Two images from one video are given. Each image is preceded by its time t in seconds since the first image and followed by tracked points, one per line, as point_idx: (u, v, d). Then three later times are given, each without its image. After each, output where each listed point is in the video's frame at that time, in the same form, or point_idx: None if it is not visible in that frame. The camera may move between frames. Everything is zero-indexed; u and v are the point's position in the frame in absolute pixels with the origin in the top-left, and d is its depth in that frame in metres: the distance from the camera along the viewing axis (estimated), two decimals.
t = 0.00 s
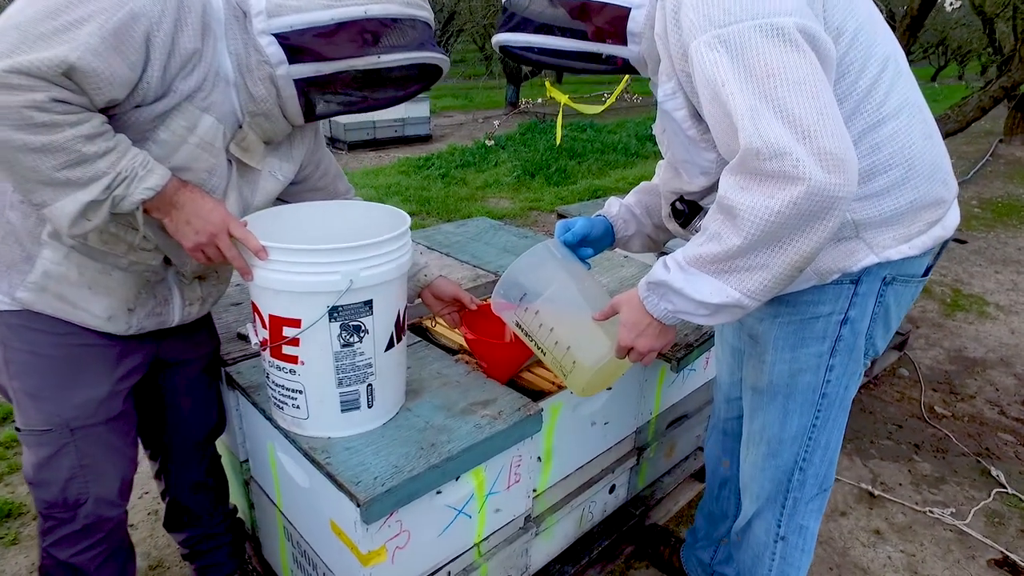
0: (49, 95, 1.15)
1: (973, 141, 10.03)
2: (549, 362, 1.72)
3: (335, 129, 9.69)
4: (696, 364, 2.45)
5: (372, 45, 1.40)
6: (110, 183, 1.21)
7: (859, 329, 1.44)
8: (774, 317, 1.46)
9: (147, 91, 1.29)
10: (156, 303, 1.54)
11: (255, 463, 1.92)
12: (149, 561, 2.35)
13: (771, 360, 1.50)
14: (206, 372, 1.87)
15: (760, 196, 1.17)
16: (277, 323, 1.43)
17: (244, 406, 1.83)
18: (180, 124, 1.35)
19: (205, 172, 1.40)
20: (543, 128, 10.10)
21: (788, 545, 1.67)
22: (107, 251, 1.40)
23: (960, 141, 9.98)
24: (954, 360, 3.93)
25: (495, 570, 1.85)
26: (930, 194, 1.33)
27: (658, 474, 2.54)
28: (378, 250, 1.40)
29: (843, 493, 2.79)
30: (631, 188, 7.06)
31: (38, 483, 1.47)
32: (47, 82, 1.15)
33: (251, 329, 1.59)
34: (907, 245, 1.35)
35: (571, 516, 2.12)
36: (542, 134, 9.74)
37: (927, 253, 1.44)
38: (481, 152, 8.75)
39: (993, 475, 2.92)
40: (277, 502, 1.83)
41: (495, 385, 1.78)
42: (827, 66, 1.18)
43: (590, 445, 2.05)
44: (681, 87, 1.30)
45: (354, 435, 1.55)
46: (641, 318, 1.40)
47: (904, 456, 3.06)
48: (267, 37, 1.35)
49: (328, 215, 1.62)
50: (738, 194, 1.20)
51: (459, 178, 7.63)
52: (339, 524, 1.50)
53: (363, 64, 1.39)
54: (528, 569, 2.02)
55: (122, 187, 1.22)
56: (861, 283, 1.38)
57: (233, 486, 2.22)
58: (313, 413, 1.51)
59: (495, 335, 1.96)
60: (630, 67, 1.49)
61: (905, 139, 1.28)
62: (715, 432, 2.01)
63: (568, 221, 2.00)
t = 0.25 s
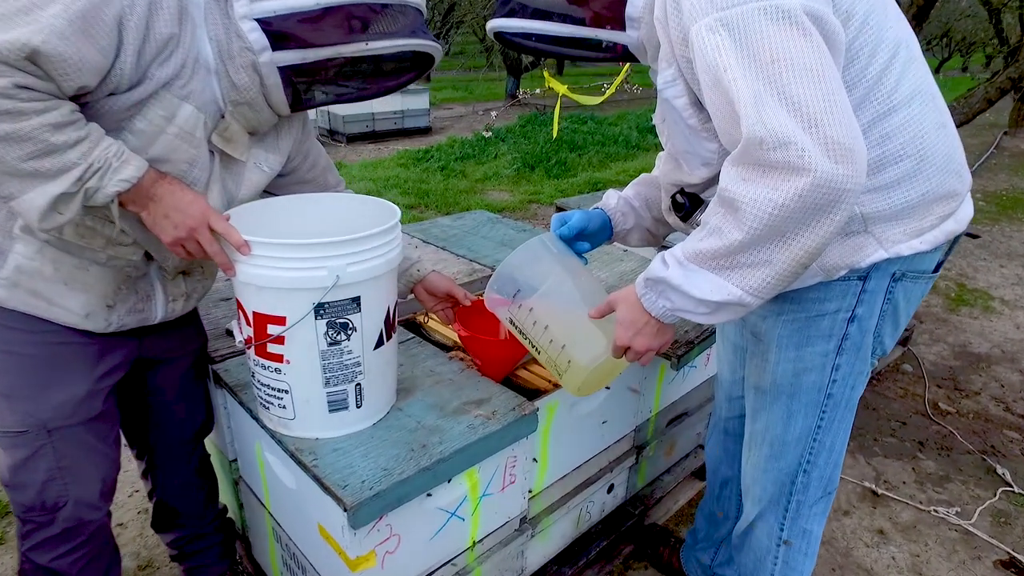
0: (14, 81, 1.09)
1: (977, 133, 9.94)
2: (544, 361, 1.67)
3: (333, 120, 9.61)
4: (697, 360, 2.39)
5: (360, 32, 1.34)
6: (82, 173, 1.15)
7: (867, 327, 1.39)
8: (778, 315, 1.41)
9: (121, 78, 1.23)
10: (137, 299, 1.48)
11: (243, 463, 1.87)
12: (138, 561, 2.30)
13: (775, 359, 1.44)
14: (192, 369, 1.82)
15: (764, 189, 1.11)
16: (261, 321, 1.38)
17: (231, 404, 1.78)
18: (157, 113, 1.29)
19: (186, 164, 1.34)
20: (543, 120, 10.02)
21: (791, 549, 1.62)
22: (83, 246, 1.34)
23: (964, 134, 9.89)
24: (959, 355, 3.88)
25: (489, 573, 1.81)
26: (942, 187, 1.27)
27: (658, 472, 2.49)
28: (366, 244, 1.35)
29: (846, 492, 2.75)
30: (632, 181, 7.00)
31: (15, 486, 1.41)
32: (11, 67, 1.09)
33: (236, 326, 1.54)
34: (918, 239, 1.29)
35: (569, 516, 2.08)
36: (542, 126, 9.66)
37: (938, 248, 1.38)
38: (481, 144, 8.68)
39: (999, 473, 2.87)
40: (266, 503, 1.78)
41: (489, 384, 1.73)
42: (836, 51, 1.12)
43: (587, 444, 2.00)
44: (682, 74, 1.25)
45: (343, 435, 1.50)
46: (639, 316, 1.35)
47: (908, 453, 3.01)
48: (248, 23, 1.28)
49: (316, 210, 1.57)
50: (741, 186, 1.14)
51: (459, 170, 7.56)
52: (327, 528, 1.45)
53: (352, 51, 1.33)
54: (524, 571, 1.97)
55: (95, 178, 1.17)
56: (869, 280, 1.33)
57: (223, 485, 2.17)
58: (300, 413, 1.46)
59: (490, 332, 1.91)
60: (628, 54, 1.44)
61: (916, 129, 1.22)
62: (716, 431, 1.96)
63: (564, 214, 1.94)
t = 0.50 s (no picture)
0: None
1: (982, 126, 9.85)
2: (541, 359, 1.62)
3: (332, 112, 9.53)
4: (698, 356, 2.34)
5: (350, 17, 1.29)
6: (54, 163, 1.10)
7: (876, 324, 1.34)
8: (784, 312, 1.36)
9: (95, 63, 1.17)
10: (119, 295, 1.43)
11: (233, 462, 1.83)
12: (129, 561, 2.26)
13: (780, 358, 1.39)
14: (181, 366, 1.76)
15: (770, 180, 1.06)
16: (247, 317, 1.33)
17: (219, 403, 1.73)
18: (135, 100, 1.24)
19: (167, 154, 1.29)
20: (544, 112, 9.94)
21: (795, 552, 1.58)
22: (59, 239, 1.29)
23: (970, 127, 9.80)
24: (964, 351, 3.82)
25: None
26: (958, 178, 1.21)
27: (658, 471, 2.44)
28: (354, 238, 1.29)
29: (849, 490, 2.70)
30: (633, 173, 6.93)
31: None
32: None
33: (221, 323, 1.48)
34: (932, 233, 1.23)
35: (567, 516, 2.03)
36: (543, 118, 9.58)
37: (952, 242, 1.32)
38: (481, 137, 8.61)
39: (1005, 471, 2.82)
40: (256, 504, 1.74)
41: (485, 382, 1.68)
42: (846, 34, 1.06)
43: (586, 443, 1.95)
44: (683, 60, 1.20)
45: (332, 435, 1.45)
46: (639, 315, 1.30)
47: (912, 451, 2.96)
48: (231, 7, 1.24)
49: (305, 203, 1.52)
50: (745, 177, 1.08)
51: (459, 163, 7.50)
52: (316, 532, 1.41)
53: (341, 36, 1.27)
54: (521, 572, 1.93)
55: (67, 168, 1.12)
56: (879, 275, 1.28)
57: (214, 483, 2.12)
58: (288, 413, 1.41)
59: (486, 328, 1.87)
60: (627, 40, 1.38)
61: (930, 117, 1.16)
62: (718, 430, 1.91)
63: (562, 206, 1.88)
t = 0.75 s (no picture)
0: None
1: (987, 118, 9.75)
2: (540, 356, 1.57)
3: (332, 103, 9.46)
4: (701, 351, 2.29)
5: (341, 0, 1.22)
6: (26, 151, 1.05)
7: (888, 321, 1.28)
8: (792, 307, 1.31)
9: (69, 47, 1.12)
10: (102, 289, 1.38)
11: (224, 460, 1.78)
12: (121, 560, 2.22)
13: (788, 355, 1.35)
14: (171, 363, 1.71)
15: (780, 169, 1.00)
16: (233, 313, 1.28)
17: (209, 400, 1.68)
18: (113, 86, 1.18)
19: (149, 143, 1.24)
20: (545, 104, 9.85)
21: (801, 554, 1.54)
22: (38, 232, 1.24)
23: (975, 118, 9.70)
24: (970, 345, 3.77)
25: None
26: (977, 167, 1.16)
27: (660, 468, 2.40)
28: (345, 230, 1.24)
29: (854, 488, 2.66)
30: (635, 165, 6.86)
31: None
32: None
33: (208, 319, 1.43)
34: (948, 226, 1.18)
35: (567, 515, 1.99)
36: (544, 109, 9.50)
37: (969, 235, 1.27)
38: (482, 128, 8.54)
39: (1013, 469, 2.77)
40: (247, 503, 1.69)
41: (482, 379, 1.63)
42: (862, 15, 1.00)
43: (586, 441, 1.90)
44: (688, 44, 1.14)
45: (324, 435, 1.41)
46: (642, 310, 1.24)
47: (918, 447, 2.91)
48: None
49: (296, 195, 1.46)
50: (753, 166, 1.03)
51: (459, 154, 7.44)
52: (307, 534, 1.36)
53: (331, 21, 1.20)
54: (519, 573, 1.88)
55: (41, 157, 1.07)
56: (892, 270, 1.22)
57: (206, 481, 2.08)
58: (278, 412, 1.36)
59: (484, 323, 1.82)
60: (629, 24, 1.32)
61: (949, 103, 1.11)
62: (722, 428, 1.86)
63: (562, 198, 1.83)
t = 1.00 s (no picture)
0: None
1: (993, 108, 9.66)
2: (540, 352, 1.52)
3: (332, 93, 9.38)
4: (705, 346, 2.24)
5: None
6: None
7: (902, 318, 1.23)
8: (802, 303, 1.26)
9: (45, 30, 1.07)
10: (85, 283, 1.33)
11: (217, 458, 1.74)
12: (114, 557, 2.19)
13: (797, 353, 1.30)
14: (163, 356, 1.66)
15: (793, 157, 0.95)
16: (221, 308, 1.23)
17: (200, 396, 1.64)
18: (92, 71, 1.13)
19: (132, 131, 1.19)
20: (546, 94, 9.76)
21: (809, 557, 1.50)
22: (16, 224, 1.19)
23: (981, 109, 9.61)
24: (977, 339, 3.72)
25: None
26: (999, 157, 1.10)
27: (662, 465, 2.35)
28: (336, 223, 1.19)
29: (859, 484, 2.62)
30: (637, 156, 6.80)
31: None
32: None
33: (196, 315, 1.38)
34: (969, 218, 1.12)
35: (567, 514, 1.95)
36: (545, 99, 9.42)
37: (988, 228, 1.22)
38: (483, 118, 8.47)
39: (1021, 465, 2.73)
40: (240, 502, 1.65)
41: (480, 375, 1.58)
42: None
43: (587, 438, 1.86)
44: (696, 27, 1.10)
45: (316, 434, 1.36)
46: (645, 306, 1.20)
47: (924, 443, 2.87)
48: None
49: (287, 185, 1.41)
50: (764, 155, 0.97)
51: (459, 144, 7.37)
52: (298, 536, 1.32)
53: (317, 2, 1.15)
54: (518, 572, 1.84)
55: (15, 145, 1.02)
56: (907, 265, 1.18)
57: (199, 478, 2.03)
58: (268, 411, 1.32)
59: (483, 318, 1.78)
60: (633, 6, 1.26)
61: (970, 88, 1.05)
62: (727, 425, 1.82)
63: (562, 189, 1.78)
